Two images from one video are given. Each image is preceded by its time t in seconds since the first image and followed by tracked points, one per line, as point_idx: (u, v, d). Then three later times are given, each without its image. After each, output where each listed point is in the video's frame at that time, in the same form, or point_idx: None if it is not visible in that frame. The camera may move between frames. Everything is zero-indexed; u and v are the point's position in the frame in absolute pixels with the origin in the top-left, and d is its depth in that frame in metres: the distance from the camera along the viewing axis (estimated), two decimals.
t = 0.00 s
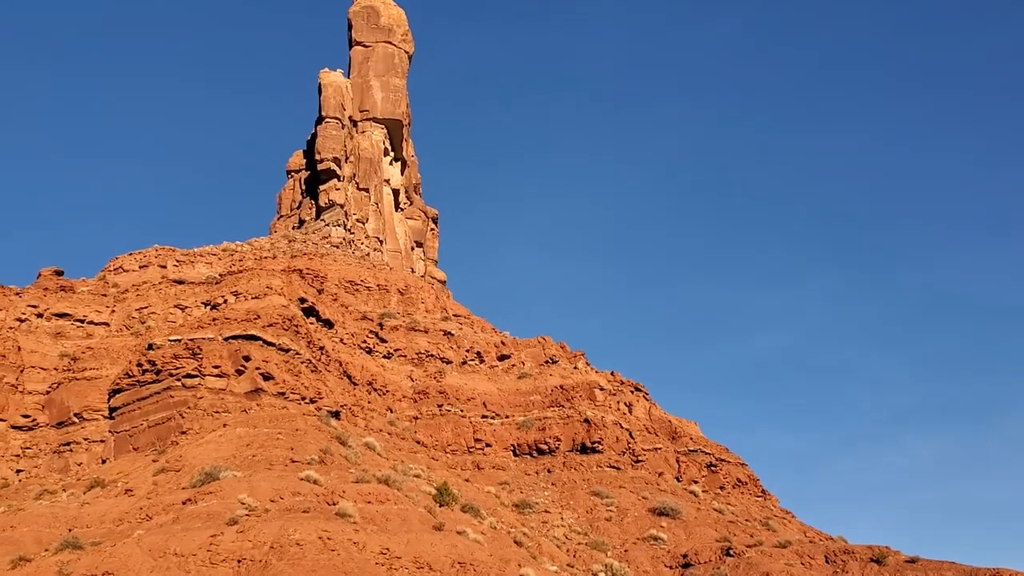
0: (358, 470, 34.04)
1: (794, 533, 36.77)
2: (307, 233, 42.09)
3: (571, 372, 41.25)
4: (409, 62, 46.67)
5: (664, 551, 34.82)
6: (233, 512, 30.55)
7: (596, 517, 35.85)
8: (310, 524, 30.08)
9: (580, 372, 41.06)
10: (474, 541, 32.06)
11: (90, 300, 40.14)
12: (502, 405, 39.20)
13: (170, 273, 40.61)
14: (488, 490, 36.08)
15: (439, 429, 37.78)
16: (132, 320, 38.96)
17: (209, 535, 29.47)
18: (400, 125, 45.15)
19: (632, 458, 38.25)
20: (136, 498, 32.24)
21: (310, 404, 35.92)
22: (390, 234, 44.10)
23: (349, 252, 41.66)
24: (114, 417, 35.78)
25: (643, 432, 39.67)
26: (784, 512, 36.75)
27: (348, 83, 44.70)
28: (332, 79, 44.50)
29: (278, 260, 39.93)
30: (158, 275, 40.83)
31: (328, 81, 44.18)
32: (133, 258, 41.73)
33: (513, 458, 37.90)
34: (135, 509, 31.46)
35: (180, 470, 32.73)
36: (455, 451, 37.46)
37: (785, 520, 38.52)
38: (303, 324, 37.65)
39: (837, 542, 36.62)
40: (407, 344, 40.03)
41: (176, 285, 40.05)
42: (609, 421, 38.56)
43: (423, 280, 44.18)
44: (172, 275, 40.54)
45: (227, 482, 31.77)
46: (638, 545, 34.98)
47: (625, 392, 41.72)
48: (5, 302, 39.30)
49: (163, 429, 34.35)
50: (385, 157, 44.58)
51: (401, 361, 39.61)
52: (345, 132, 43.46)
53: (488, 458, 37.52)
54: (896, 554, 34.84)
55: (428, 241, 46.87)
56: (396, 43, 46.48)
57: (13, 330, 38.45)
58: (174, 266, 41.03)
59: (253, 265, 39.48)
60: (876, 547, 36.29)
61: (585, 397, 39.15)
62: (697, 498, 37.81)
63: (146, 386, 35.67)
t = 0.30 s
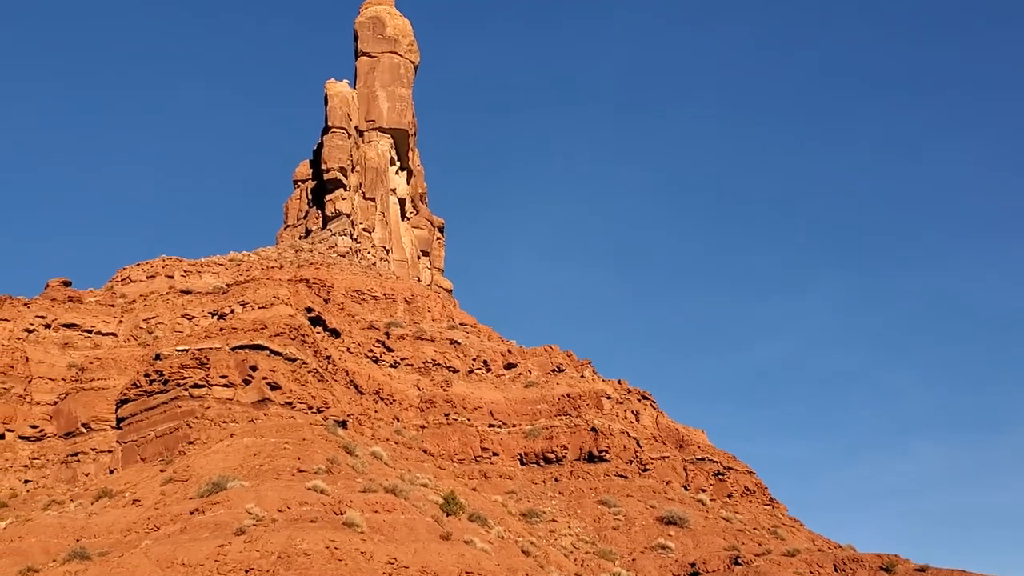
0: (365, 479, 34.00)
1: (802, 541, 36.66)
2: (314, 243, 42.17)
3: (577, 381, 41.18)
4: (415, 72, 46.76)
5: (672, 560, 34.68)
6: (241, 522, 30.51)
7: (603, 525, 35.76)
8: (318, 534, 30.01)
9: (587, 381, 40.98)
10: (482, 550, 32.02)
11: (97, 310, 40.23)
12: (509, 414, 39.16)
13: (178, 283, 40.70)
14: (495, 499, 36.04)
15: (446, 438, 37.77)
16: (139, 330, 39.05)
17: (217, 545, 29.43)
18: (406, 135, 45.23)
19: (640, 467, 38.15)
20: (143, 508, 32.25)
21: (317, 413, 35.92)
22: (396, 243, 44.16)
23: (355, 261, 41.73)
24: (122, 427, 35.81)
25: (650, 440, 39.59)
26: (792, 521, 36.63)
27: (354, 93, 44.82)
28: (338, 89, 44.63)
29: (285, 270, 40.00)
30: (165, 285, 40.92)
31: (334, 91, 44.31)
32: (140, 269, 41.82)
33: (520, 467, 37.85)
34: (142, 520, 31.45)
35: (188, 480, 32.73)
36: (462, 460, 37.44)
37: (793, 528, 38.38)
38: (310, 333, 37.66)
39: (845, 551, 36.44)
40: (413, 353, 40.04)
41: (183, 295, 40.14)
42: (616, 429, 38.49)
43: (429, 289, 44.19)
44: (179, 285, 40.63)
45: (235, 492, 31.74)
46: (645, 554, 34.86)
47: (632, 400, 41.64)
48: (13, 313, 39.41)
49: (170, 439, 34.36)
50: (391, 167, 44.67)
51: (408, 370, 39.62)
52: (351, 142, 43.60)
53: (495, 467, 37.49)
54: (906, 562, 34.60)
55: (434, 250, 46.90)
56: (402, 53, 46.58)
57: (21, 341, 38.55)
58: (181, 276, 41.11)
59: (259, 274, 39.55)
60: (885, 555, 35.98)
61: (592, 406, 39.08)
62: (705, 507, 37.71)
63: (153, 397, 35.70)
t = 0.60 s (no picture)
0: (371, 486, 33.96)
1: (810, 548, 36.54)
2: (319, 250, 42.20)
3: (583, 387, 41.04)
4: (420, 80, 46.78)
5: (678, 567, 34.53)
6: (247, 529, 30.47)
7: (609, 532, 35.65)
8: (324, 541, 29.94)
9: (593, 388, 40.87)
10: (488, 557, 31.97)
11: (103, 318, 40.27)
12: (515, 421, 39.09)
13: (183, 291, 40.74)
14: (501, 506, 35.98)
15: (451, 445, 37.74)
16: (145, 338, 39.12)
17: (223, 553, 29.38)
18: (411, 142, 45.26)
19: (646, 473, 38.05)
20: (150, 516, 32.24)
21: (322, 420, 35.89)
22: (401, 250, 44.17)
23: (361, 268, 41.74)
24: (127, 435, 35.81)
25: (656, 446, 39.48)
26: (799, 527, 36.49)
27: (359, 101, 44.86)
28: (343, 97, 44.68)
29: (290, 277, 40.02)
30: (171, 293, 40.97)
31: (339, 99, 44.37)
32: (146, 276, 41.86)
33: (526, 474, 37.78)
34: (148, 527, 31.43)
35: (193, 487, 32.71)
36: (467, 467, 37.42)
37: (800, 535, 38.25)
38: (316, 340, 37.64)
39: (853, 557, 36.29)
40: (419, 360, 40.02)
41: (189, 303, 40.19)
42: (622, 436, 38.39)
43: (434, 295, 44.17)
44: (184, 293, 40.69)
45: (241, 500, 31.70)
46: (652, 561, 34.71)
47: (638, 406, 41.52)
48: (19, 321, 39.47)
49: (176, 446, 34.35)
50: (396, 174, 44.70)
51: (413, 377, 39.60)
52: (356, 149, 43.63)
53: (501, 474, 37.45)
54: (914, 569, 34.43)
55: (439, 257, 46.87)
56: (407, 61, 46.61)
57: (27, 349, 38.61)
58: (187, 284, 41.15)
59: (265, 282, 39.57)
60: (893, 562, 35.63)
61: (598, 412, 38.99)
62: (712, 513, 37.61)
63: (159, 404, 35.69)
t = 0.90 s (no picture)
0: (376, 491, 33.94)
1: (816, 553, 36.45)
2: (324, 255, 42.24)
3: (588, 392, 40.89)
4: (424, 85, 46.82)
5: (684, 571, 34.45)
6: (252, 535, 30.43)
7: (615, 537, 35.57)
8: (329, 546, 29.91)
9: (598, 392, 40.75)
10: (494, 562, 31.96)
11: (109, 324, 40.30)
12: (520, 426, 38.98)
13: (188, 297, 40.79)
14: (506, 511, 35.95)
15: (456, 450, 37.71)
16: (150, 343, 39.15)
17: (228, 559, 29.36)
18: (415, 147, 45.28)
19: (651, 478, 37.97)
20: (155, 522, 32.23)
21: (327, 426, 35.89)
22: (405, 255, 44.19)
23: (365, 273, 41.75)
24: (133, 440, 35.83)
25: (662, 451, 39.41)
26: (806, 531, 36.40)
27: (364, 106, 44.89)
28: (348, 102, 44.73)
29: (295, 282, 40.03)
30: (176, 298, 41.02)
31: (343, 104, 44.40)
32: (152, 282, 41.91)
33: (531, 479, 37.74)
34: (154, 533, 31.43)
35: (198, 493, 32.71)
36: (472, 472, 37.40)
37: (807, 539, 38.14)
38: (320, 345, 37.62)
39: (859, 562, 36.18)
40: (423, 365, 40.01)
41: (194, 308, 40.23)
42: (627, 440, 38.31)
43: (439, 300, 44.17)
44: (189, 298, 40.73)
45: (246, 505, 31.67)
46: (658, 566, 34.61)
47: (643, 411, 41.44)
48: (25, 328, 39.54)
49: (181, 452, 34.36)
50: (400, 180, 44.71)
51: (418, 382, 39.59)
52: (360, 155, 43.67)
53: (506, 479, 37.42)
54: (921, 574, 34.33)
55: (444, 262, 46.88)
56: (411, 66, 46.64)
57: (33, 356, 38.66)
58: (192, 289, 41.19)
59: (270, 287, 39.61)
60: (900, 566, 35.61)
61: (603, 417, 38.92)
62: (718, 518, 37.52)
63: (164, 410, 35.67)
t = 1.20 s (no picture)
0: (381, 497, 33.90)
1: (823, 558, 36.36)
2: (329, 261, 42.26)
3: (594, 397, 40.88)
4: (428, 91, 46.86)
5: None
6: (257, 541, 30.38)
7: (621, 543, 35.46)
8: (334, 552, 29.86)
9: (603, 398, 40.71)
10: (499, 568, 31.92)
11: (115, 330, 40.36)
12: (525, 431, 38.95)
13: (194, 303, 40.87)
14: (511, 516, 35.89)
15: (461, 455, 37.68)
16: (156, 350, 39.21)
17: (233, 565, 29.31)
18: (419, 153, 45.32)
19: (657, 483, 37.90)
20: (160, 528, 32.22)
21: (332, 431, 35.88)
22: (410, 261, 44.22)
23: (370, 279, 41.76)
24: (138, 447, 35.85)
25: (667, 456, 39.34)
26: (812, 537, 36.30)
27: (368, 112, 44.94)
28: (352, 108, 44.78)
29: (300, 288, 40.06)
30: (181, 304, 41.09)
31: (347, 110, 44.45)
32: (157, 288, 41.98)
33: (537, 484, 37.68)
34: (159, 539, 31.42)
35: (204, 499, 32.70)
36: (477, 477, 37.36)
37: (813, 544, 38.02)
38: (325, 351, 37.62)
39: (866, 566, 36.07)
40: (428, 371, 40.00)
41: (200, 315, 40.29)
42: (632, 446, 38.25)
43: (444, 306, 44.16)
44: (195, 305, 40.81)
45: (251, 511, 31.63)
46: (664, 571, 34.43)
47: (648, 416, 41.37)
48: (31, 334, 39.63)
49: (186, 458, 34.35)
50: (404, 186, 44.75)
51: (424, 388, 39.58)
52: (365, 161, 43.72)
53: (511, 484, 37.37)
54: None
55: (448, 267, 46.91)
56: (415, 72, 46.69)
57: (39, 362, 38.74)
58: (197, 296, 41.25)
59: (275, 293, 39.64)
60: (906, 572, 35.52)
61: (608, 422, 38.84)
62: (723, 523, 37.42)
63: (170, 416, 35.70)
